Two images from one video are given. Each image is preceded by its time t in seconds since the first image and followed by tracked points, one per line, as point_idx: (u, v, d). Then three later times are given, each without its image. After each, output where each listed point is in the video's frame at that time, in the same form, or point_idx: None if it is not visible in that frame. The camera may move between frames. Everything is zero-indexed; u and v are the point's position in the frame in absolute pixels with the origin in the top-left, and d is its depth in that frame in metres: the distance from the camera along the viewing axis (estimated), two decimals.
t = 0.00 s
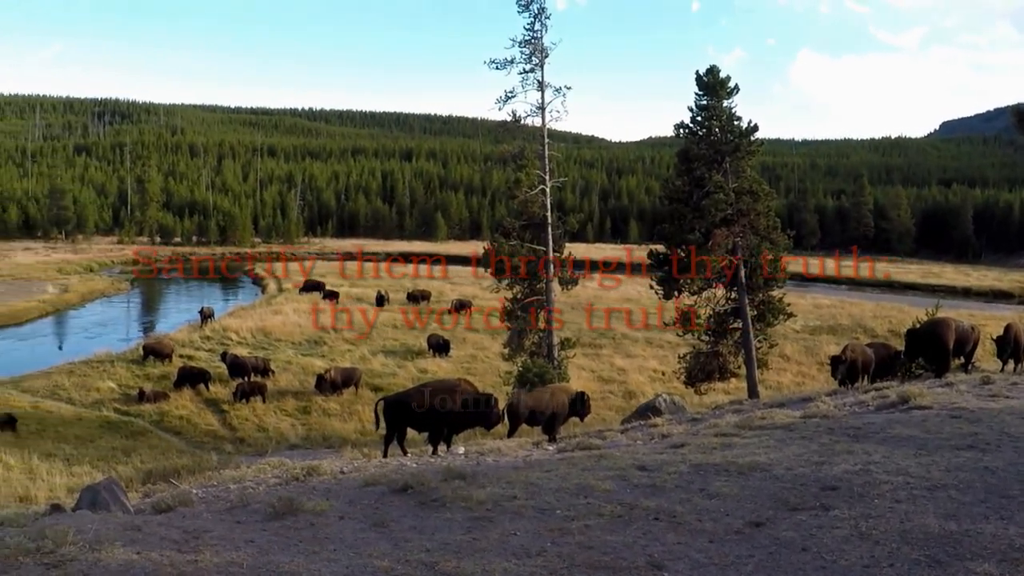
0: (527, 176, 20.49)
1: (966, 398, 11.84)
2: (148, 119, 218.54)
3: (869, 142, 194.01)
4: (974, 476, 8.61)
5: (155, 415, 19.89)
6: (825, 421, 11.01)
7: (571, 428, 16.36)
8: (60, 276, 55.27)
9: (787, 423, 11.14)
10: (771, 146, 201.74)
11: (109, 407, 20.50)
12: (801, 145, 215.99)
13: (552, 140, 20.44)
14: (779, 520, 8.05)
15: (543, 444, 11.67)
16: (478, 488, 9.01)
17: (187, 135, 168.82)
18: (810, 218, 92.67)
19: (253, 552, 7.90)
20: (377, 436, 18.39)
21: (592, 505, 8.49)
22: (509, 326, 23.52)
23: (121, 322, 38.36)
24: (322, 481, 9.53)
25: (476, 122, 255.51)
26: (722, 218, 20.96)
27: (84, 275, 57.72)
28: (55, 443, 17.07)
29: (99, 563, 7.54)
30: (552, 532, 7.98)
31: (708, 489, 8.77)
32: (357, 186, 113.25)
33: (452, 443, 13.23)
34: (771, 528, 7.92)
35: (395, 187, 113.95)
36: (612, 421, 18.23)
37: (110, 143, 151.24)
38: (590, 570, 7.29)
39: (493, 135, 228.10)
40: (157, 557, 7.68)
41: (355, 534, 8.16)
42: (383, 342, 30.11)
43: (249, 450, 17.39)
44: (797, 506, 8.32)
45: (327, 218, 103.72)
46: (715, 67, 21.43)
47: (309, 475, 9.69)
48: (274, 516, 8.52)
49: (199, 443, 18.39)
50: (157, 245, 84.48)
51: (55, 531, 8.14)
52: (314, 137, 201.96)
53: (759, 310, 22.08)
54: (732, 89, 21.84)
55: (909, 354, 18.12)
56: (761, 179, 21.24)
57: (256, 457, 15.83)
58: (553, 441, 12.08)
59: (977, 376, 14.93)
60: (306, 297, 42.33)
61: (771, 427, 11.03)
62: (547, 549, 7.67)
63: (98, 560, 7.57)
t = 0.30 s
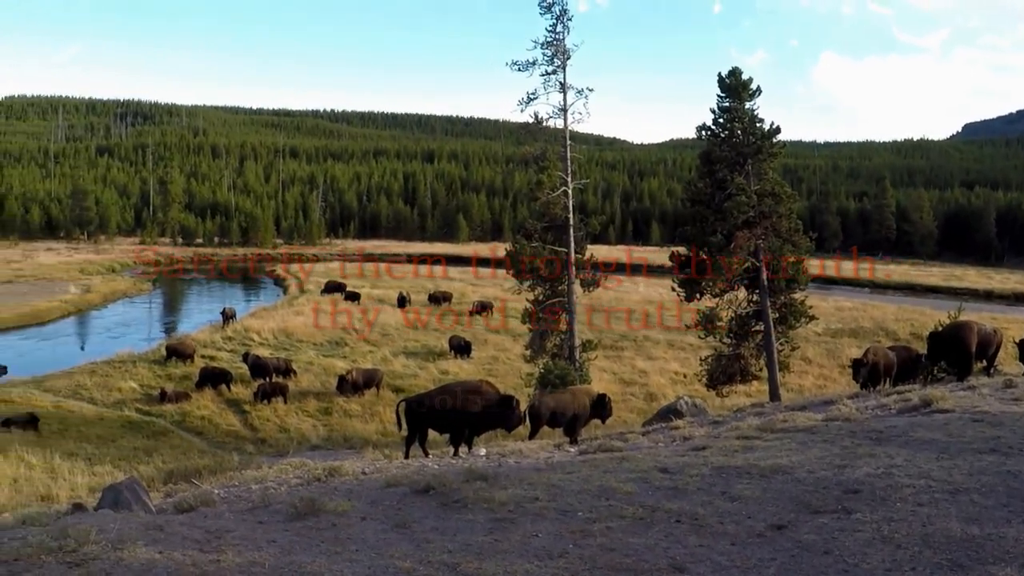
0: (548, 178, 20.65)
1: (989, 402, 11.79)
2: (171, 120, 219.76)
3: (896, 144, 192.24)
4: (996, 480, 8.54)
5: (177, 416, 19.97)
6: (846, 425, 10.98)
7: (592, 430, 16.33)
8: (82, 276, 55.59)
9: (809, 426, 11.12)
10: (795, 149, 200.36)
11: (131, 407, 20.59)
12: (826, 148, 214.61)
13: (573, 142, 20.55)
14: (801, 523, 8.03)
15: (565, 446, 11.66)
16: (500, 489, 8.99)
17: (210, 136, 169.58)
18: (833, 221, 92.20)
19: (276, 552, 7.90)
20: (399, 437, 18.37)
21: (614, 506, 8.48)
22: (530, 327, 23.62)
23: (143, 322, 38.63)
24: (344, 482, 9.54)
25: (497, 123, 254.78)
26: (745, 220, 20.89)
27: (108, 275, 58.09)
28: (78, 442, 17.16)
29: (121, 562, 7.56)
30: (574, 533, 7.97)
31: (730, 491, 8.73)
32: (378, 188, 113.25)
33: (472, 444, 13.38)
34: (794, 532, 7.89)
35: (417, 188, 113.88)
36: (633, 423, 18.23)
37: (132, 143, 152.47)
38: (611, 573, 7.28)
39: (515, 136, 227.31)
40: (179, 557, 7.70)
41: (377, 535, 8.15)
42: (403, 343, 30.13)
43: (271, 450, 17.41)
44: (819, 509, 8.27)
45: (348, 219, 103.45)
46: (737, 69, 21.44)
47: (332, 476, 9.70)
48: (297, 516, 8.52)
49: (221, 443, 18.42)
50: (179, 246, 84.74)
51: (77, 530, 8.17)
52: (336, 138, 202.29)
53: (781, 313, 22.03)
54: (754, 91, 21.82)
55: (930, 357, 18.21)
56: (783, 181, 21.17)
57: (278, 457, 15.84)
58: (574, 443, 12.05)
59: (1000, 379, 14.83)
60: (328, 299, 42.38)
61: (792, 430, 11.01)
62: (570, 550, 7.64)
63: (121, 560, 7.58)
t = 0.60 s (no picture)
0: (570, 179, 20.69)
1: (1014, 406, 11.71)
2: (193, 121, 220.60)
3: (921, 144, 190.55)
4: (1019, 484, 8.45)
5: (198, 415, 20.04)
6: (867, 428, 10.95)
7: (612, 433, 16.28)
8: (105, 276, 55.83)
9: (831, 429, 11.10)
10: (819, 151, 199.15)
11: (153, 406, 20.68)
12: (851, 149, 213.10)
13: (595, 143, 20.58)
14: (822, 525, 7.97)
15: (587, 447, 11.65)
16: (523, 490, 8.98)
17: (231, 137, 169.93)
18: (855, 222, 91.73)
19: (298, 553, 7.92)
20: (420, 438, 18.35)
21: (636, 508, 8.47)
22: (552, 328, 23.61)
23: (166, 322, 38.80)
24: (366, 482, 9.54)
25: (517, 124, 253.72)
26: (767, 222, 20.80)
27: (130, 275, 58.30)
28: (100, 441, 17.25)
29: (144, 560, 7.60)
30: (596, 535, 7.95)
31: (751, 494, 8.70)
32: (400, 189, 113.08)
33: (494, 445, 13.31)
34: (816, 534, 7.83)
35: (439, 189, 113.59)
36: (654, 425, 18.23)
37: (155, 144, 153.21)
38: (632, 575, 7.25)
39: (536, 138, 226.14)
40: (202, 556, 7.73)
41: (400, 535, 8.15)
42: (424, 344, 30.13)
43: (292, 450, 17.43)
44: (840, 512, 8.22)
45: (370, 220, 103.24)
46: (759, 71, 21.46)
47: (354, 476, 9.72)
48: (319, 516, 8.53)
49: (242, 442, 18.46)
50: (201, 246, 84.84)
51: (100, 529, 8.21)
52: (358, 139, 202.29)
53: (803, 315, 22.03)
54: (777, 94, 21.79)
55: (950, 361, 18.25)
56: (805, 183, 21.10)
57: (299, 457, 15.84)
58: (595, 444, 11.99)
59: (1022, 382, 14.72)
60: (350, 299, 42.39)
61: (814, 432, 10.99)
62: (591, 552, 7.62)
63: (143, 558, 7.61)
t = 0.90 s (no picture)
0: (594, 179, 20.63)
1: None
2: (217, 120, 221.27)
3: (953, 144, 188.02)
4: None
5: (222, 413, 20.11)
6: (892, 430, 10.89)
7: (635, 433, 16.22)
8: (130, 274, 56.07)
9: (855, 431, 11.07)
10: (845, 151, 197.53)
11: (177, 404, 20.78)
12: (882, 150, 210.43)
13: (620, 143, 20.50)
14: (847, 527, 7.94)
15: (611, 447, 11.64)
16: (547, 490, 8.97)
17: (256, 136, 170.13)
18: (880, 223, 91.08)
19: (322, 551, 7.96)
20: (443, 437, 18.34)
21: (660, 509, 8.45)
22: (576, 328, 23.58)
23: (190, 320, 38.94)
24: (390, 481, 9.57)
25: (542, 124, 252.18)
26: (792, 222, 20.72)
27: (155, 273, 58.51)
28: (125, 438, 17.35)
29: (169, 557, 7.72)
30: (620, 535, 7.94)
31: (775, 495, 8.69)
32: (424, 188, 112.73)
33: (518, 444, 13.34)
34: (840, 537, 7.78)
35: (463, 189, 113.05)
36: (678, 425, 18.19)
37: (179, 143, 153.77)
38: None
39: (561, 137, 224.61)
40: (226, 552, 7.81)
41: (424, 533, 8.17)
42: (448, 343, 30.12)
43: (315, 449, 17.46)
44: (865, 514, 8.17)
45: (393, 219, 102.96)
46: (784, 71, 21.42)
47: (378, 475, 9.76)
48: (344, 513, 8.57)
49: (266, 440, 18.51)
50: (225, 244, 84.89)
51: (126, 526, 8.34)
52: (381, 138, 202.10)
53: (827, 315, 21.95)
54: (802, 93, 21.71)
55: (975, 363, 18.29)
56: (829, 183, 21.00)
57: (323, 455, 15.86)
58: (619, 444, 12.01)
59: None
60: (374, 299, 42.33)
61: (838, 434, 10.96)
62: (615, 552, 7.61)
63: (168, 555, 7.71)
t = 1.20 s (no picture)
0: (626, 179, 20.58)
1: None
2: (247, 119, 222.40)
3: (989, 143, 185.54)
4: None
5: (252, 411, 20.21)
6: (924, 433, 10.82)
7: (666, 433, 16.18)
8: (161, 272, 56.31)
9: (888, 433, 11.03)
10: (879, 151, 195.38)
11: (208, 401, 20.93)
12: (916, 150, 207.98)
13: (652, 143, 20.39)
14: (880, 530, 7.89)
15: (640, 448, 11.65)
16: (578, 490, 8.97)
17: (286, 135, 170.41)
18: (912, 225, 90.46)
19: (353, 549, 8.01)
20: (473, 436, 18.35)
21: (693, 509, 8.45)
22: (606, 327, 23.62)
23: (221, 318, 39.12)
24: (420, 480, 9.60)
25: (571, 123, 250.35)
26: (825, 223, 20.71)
27: (186, 271, 58.77)
28: (156, 435, 17.43)
29: (201, 553, 7.82)
30: (651, 536, 7.93)
31: (807, 497, 8.65)
32: (455, 187, 112.59)
33: (547, 443, 13.33)
34: (872, 540, 7.73)
35: (494, 188, 112.50)
36: (708, 426, 18.25)
37: (210, 142, 154.66)
38: None
39: (591, 136, 222.98)
40: (258, 549, 7.90)
41: (456, 532, 8.19)
42: (479, 342, 30.11)
43: (345, 447, 17.53)
44: (897, 517, 8.12)
45: (424, 219, 102.77)
46: (817, 71, 21.40)
47: (408, 473, 9.83)
48: (375, 511, 8.60)
49: (296, 438, 18.58)
50: (256, 243, 84.99)
51: (158, 522, 8.45)
52: (410, 138, 201.99)
53: (859, 317, 21.93)
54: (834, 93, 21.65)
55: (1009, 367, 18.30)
56: (862, 184, 20.98)
57: (351, 454, 15.91)
58: (650, 444, 11.99)
59: None
60: (404, 298, 42.29)
61: (871, 436, 10.93)
62: (645, 552, 7.62)
63: (200, 551, 7.83)
